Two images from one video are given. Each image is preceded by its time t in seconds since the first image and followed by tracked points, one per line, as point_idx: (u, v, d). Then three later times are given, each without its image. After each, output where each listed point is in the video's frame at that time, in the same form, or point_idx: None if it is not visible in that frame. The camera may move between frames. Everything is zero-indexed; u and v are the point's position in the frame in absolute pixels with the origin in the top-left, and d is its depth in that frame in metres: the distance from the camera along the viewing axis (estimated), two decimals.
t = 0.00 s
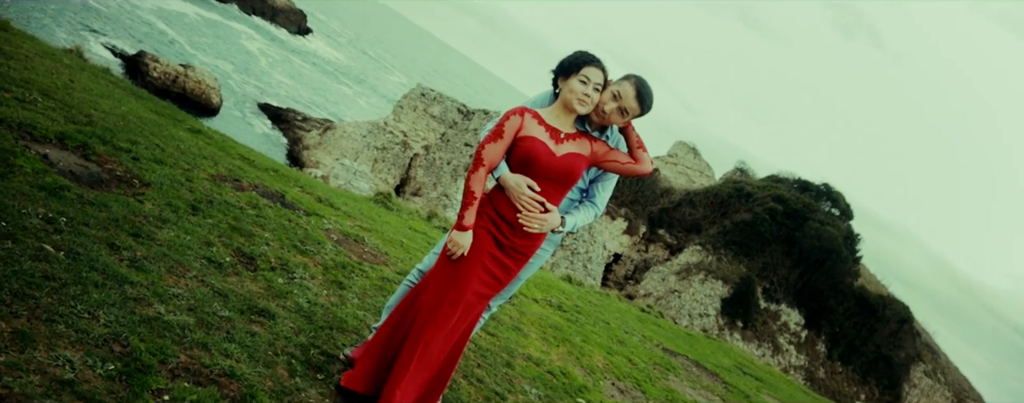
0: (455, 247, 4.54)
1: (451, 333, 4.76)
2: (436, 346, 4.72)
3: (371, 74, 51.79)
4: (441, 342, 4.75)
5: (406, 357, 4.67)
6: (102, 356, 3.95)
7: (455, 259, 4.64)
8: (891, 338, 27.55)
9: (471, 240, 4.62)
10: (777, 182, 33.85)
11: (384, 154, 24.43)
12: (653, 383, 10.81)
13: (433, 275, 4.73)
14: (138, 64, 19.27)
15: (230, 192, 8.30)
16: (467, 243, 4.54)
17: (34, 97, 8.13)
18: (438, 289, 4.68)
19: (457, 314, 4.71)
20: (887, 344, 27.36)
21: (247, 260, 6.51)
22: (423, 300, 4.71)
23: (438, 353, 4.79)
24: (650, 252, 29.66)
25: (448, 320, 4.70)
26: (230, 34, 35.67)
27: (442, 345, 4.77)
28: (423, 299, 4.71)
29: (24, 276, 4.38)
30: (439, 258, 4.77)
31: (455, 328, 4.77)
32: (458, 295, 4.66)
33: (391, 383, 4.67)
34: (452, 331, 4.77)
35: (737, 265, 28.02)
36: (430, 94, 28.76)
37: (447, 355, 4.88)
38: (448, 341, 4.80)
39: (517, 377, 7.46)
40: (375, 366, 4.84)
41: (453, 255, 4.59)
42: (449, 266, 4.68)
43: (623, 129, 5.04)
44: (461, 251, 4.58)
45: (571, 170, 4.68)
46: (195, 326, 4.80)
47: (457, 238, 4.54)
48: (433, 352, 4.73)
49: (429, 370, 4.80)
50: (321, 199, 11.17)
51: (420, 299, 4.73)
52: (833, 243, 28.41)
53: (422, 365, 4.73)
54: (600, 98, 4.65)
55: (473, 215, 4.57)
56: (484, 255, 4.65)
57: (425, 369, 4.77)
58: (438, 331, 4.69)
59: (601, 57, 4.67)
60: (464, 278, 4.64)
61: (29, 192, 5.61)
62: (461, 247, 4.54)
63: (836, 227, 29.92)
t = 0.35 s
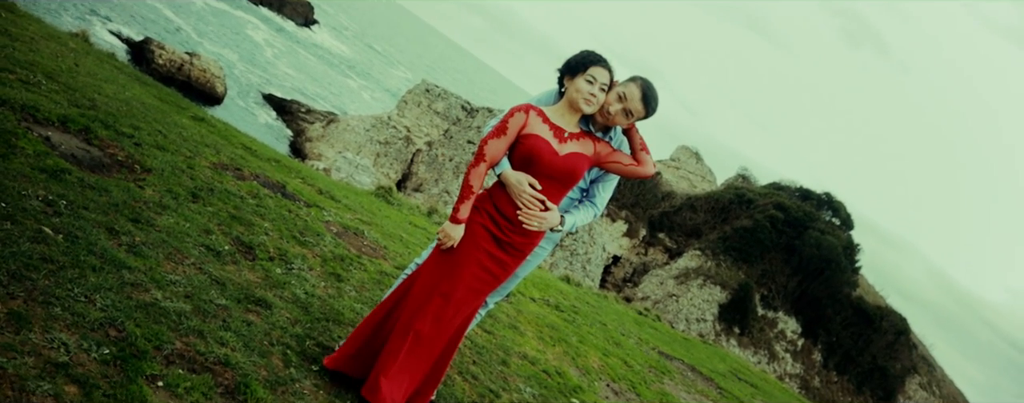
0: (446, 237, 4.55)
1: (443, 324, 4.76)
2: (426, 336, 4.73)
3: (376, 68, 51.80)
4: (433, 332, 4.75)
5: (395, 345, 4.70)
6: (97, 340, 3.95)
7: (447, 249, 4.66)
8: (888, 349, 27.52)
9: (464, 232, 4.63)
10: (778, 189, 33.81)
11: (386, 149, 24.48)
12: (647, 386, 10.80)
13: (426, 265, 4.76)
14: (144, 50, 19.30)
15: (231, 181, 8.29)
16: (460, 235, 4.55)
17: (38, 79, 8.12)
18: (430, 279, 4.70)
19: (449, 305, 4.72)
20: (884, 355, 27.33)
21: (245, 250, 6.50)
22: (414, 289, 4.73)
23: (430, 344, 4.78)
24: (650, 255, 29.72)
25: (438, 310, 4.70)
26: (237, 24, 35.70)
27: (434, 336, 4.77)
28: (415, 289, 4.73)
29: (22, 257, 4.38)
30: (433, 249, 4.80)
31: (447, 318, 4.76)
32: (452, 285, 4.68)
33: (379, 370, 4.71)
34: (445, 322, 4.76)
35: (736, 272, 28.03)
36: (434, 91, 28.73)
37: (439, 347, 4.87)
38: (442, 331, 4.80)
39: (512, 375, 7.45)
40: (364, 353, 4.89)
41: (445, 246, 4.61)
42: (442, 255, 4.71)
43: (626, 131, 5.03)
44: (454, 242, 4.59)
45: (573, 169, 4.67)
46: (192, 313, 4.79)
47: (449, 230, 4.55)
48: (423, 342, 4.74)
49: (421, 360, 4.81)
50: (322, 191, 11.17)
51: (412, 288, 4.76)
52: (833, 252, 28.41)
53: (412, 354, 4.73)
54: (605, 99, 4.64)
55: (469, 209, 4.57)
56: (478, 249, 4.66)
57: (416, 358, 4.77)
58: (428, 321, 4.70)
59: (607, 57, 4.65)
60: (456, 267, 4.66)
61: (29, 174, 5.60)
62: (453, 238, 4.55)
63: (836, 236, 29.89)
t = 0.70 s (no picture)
0: (442, 233, 4.54)
1: (435, 321, 4.77)
2: (423, 331, 4.75)
3: (376, 64, 51.72)
4: (430, 328, 4.77)
5: (389, 340, 4.71)
6: (92, 331, 3.95)
7: (444, 245, 4.66)
8: (883, 355, 27.54)
9: (460, 228, 4.63)
10: (777, 193, 33.84)
11: (386, 145, 24.45)
12: (642, 388, 10.81)
13: (422, 260, 4.76)
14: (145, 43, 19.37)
15: (229, 174, 8.27)
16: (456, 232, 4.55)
17: (38, 69, 8.10)
18: (426, 275, 4.71)
19: (443, 301, 4.72)
20: (879, 361, 27.36)
21: (243, 243, 6.50)
22: (409, 285, 4.74)
23: (427, 338, 4.80)
24: (647, 257, 29.75)
25: (435, 306, 4.71)
26: (237, 17, 35.63)
27: (430, 331, 4.79)
28: (410, 284, 4.74)
29: (18, 246, 4.37)
30: (430, 245, 4.80)
31: (445, 314, 4.77)
32: (445, 283, 4.68)
33: (375, 366, 4.75)
34: (442, 316, 4.77)
35: (733, 275, 28.06)
36: (435, 88, 28.62)
37: (432, 344, 4.88)
38: (438, 326, 4.81)
39: (508, 374, 7.45)
40: (361, 348, 4.92)
41: (441, 242, 4.60)
42: (438, 251, 4.71)
43: (626, 132, 5.04)
44: (450, 238, 4.58)
45: (573, 169, 4.67)
46: (187, 305, 4.78)
47: (446, 227, 4.54)
48: (420, 338, 4.76)
49: (419, 355, 4.84)
50: (320, 186, 11.15)
51: (407, 284, 4.76)
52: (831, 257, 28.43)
53: (408, 350, 4.75)
54: (606, 99, 4.64)
55: (466, 205, 4.58)
56: (474, 247, 4.65)
57: (413, 354, 4.80)
58: (421, 316, 4.70)
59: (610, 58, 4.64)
60: (451, 264, 4.66)
61: (27, 163, 5.59)
62: (449, 234, 4.54)
63: (834, 241, 29.94)
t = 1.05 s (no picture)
0: (442, 233, 4.54)
1: (437, 320, 4.77)
2: (423, 331, 4.75)
3: (375, 63, 51.68)
4: (430, 328, 4.77)
5: (389, 339, 4.71)
6: (92, 330, 3.95)
7: (444, 245, 4.65)
8: (883, 353, 27.56)
9: (461, 228, 4.62)
10: (776, 191, 33.87)
11: (385, 144, 24.45)
12: (641, 386, 10.81)
13: (422, 260, 4.76)
14: (145, 43, 19.40)
15: (229, 173, 8.26)
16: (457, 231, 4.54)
17: (37, 68, 8.09)
18: (426, 275, 4.71)
19: (443, 301, 4.72)
20: (879, 359, 27.38)
21: (242, 243, 6.50)
22: (410, 285, 4.74)
23: (428, 338, 4.81)
24: (646, 255, 29.75)
25: (435, 306, 4.71)
26: (237, 16, 35.59)
27: (431, 331, 4.79)
28: (410, 285, 4.74)
29: (19, 246, 4.37)
30: (430, 245, 4.80)
31: (445, 313, 4.78)
32: (445, 283, 4.68)
33: (376, 365, 4.75)
34: (442, 316, 4.78)
35: (733, 273, 28.06)
36: (434, 86, 28.80)
37: (432, 344, 4.89)
38: (438, 326, 4.82)
39: (507, 373, 7.45)
40: (361, 347, 4.93)
41: (442, 242, 4.60)
42: (438, 251, 4.70)
43: (625, 131, 5.05)
44: (451, 238, 4.58)
45: (572, 169, 4.68)
46: (187, 305, 4.78)
47: (446, 227, 4.53)
48: (420, 338, 4.77)
49: (419, 355, 4.85)
50: (320, 185, 11.15)
51: (407, 283, 4.76)
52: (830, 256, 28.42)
53: (408, 350, 4.76)
54: (606, 98, 4.65)
55: (466, 205, 4.57)
56: (473, 246, 4.65)
57: (414, 354, 4.80)
58: (421, 317, 4.70)
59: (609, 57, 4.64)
60: (452, 264, 4.66)
61: (27, 162, 5.59)
62: (449, 234, 4.54)
63: (833, 240, 29.97)
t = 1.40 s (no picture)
0: (443, 235, 4.54)
1: (438, 321, 4.79)
2: (424, 332, 4.76)
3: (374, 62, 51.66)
4: (431, 328, 4.78)
5: (390, 339, 4.72)
6: (92, 331, 3.95)
7: (445, 246, 4.65)
8: (881, 351, 27.63)
9: (461, 230, 4.63)
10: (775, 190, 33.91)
11: (383, 142, 24.48)
12: (640, 385, 10.83)
13: (423, 261, 4.76)
14: (143, 41, 19.46)
15: (228, 173, 8.25)
16: (457, 233, 4.54)
17: (36, 67, 8.08)
18: (426, 276, 4.71)
19: (444, 302, 4.73)
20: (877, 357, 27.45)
21: (241, 242, 6.49)
22: (410, 286, 4.75)
23: (429, 338, 4.82)
24: (645, 254, 29.77)
25: (435, 307, 4.72)
26: (235, 14, 35.54)
27: (431, 331, 4.80)
28: (411, 286, 4.74)
29: (18, 246, 4.37)
30: (430, 245, 4.80)
31: (446, 314, 4.79)
32: (446, 284, 4.69)
33: (377, 366, 4.77)
34: (443, 317, 4.79)
35: (731, 271, 28.09)
36: (433, 85, 28.85)
37: (433, 344, 4.90)
38: (438, 327, 4.83)
39: (506, 372, 7.46)
40: (362, 348, 4.94)
41: (442, 244, 4.60)
42: (438, 252, 4.71)
43: (625, 130, 5.06)
44: (451, 240, 4.58)
45: (572, 169, 4.69)
46: (186, 305, 4.78)
47: (447, 228, 4.53)
48: (420, 338, 4.78)
49: (420, 355, 4.86)
50: (319, 185, 11.15)
51: (406, 284, 4.78)
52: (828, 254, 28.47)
53: (410, 350, 4.77)
54: (606, 98, 4.66)
55: (467, 206, 4.57)
56: (473, 248, 4.66)
57: (415, 353, 4.82)
58: (422, 318, 4.71)
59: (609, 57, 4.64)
60: (452, 265, 4.66)
61: (26, 162, 5.59)
62: (450, 235, 4.54)
63: (832, 238, 30.01)
